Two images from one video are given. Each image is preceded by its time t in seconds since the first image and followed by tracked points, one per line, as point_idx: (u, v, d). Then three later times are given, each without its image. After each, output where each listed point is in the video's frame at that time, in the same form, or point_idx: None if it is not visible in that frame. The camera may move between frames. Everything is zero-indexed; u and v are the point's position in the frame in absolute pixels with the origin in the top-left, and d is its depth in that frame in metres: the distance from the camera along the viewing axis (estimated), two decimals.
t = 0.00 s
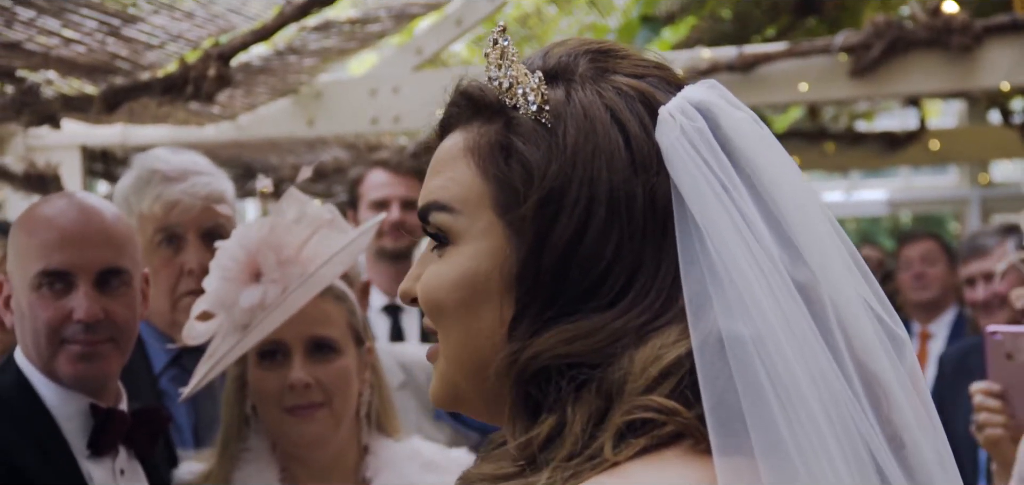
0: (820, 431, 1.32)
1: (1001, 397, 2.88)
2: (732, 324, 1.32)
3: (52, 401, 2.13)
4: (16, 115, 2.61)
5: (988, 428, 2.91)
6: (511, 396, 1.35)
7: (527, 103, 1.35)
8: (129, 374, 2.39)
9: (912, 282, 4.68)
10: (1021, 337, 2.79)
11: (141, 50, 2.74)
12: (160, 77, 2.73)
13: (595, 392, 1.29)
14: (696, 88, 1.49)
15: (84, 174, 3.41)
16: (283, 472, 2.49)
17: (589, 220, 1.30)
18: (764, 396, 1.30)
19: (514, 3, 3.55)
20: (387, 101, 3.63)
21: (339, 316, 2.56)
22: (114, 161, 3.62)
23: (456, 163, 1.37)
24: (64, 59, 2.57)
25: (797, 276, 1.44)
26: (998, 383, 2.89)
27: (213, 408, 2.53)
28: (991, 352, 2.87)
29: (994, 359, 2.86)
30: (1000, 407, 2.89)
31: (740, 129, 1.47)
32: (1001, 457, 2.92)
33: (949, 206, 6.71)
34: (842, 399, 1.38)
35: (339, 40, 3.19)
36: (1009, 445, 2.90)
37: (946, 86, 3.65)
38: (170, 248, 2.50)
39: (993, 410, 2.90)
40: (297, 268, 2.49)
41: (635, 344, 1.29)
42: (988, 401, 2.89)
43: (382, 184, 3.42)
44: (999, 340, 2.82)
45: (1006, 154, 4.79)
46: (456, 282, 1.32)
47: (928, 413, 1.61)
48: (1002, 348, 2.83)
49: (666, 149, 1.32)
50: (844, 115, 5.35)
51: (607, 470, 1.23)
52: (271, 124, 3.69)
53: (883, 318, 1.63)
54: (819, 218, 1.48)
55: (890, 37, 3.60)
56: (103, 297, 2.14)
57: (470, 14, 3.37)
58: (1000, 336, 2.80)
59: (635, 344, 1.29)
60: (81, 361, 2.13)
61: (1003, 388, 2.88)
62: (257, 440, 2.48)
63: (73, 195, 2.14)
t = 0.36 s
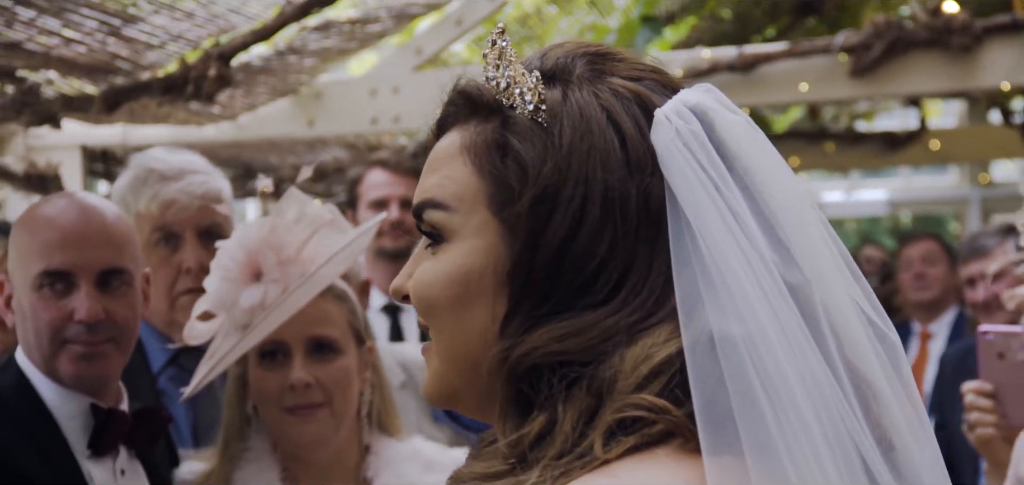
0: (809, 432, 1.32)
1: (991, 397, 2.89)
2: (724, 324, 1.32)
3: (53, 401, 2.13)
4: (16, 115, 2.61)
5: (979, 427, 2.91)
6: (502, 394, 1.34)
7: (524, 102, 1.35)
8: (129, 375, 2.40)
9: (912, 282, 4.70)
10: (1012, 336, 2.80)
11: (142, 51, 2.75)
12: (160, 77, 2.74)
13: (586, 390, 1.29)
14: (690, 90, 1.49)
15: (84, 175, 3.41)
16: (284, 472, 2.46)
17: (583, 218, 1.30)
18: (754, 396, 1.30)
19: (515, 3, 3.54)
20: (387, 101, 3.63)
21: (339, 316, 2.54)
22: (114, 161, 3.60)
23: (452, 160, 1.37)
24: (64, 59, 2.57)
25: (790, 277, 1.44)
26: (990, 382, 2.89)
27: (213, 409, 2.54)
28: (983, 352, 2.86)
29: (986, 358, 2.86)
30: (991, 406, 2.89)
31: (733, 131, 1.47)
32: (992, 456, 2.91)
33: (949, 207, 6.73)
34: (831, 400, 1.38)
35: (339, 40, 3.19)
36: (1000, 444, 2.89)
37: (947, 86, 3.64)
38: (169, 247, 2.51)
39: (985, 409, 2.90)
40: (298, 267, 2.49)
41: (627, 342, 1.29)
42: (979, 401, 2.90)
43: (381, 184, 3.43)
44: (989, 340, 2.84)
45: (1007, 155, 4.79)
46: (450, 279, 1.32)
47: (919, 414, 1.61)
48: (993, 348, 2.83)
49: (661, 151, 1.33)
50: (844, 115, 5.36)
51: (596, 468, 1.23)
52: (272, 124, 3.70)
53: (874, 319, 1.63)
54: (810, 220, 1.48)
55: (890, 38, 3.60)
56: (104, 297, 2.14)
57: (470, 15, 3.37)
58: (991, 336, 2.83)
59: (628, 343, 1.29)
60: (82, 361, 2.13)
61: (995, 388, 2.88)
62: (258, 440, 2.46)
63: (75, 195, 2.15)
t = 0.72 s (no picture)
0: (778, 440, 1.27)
1: (988, 396, 2.91)
2: (692, 328, 1.26)
3: (53, 401, 2.12)
4: (16, 114, 2.61)
5: (975, 426, 2.91)
6: (471, 398, 1.27)
7: (493, 105, 1.31)
8: (129, 375, 2.40)
9: (912, 281, 4.68)
10: (1008, 336, 2.81)
11: (142, 49, 2.75)
12: (161, 76, 2.77)
13: (555, 395, 1.23)
14: (659, 92, 1.44)
15: (84, 174, 3.42)
16: (284, 471, 2.43)
17: (551, 220, 1.24)
18: (722, 402, 1.25)
19: (514, 2, 3.59)
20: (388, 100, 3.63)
21: (338, 315, 2.51)
22: (115, 161, 3.63)
23: (420, 162, 1.31)
24: (64, 58, 2.58)
25: (757, 281, 1.39)
26: (986, 381, 2.91)
27: (213, 407, 2.57)
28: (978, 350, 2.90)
29: (981, 357, 2.90)
30: (988, 405, 2.90)
31: (702, 132, 1.42)
32: (989, 455, 2.91)
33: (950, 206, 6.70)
34: (800, 407, 1.33)
35: (340, 38, 3.16)
36: (995, 444, 2.89)
37: (949, 84, 3.63)
38: (170, 247, 2.54)
39: (981, 409, 2.90)
40: (297, 266, 2.43)
41: (596, 346, 1.23)
42: (975, 400, 2.91)
43: (378, 182, 3.39)
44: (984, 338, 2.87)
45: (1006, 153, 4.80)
46: (417, 281, 1.26)
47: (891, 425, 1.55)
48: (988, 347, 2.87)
49: (632, 159, 1.27)
50: (845, 114, 5.36)
51: (563, 473, 1.16)
52: (272, 124, 3.68)
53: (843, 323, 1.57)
54: (779, 223, 1.44)
55: (890, 37, 3.61)
56: (107, 296, 2.13)
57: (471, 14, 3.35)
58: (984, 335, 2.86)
59: (597, 347, 1.23)
60: (85, 359, 2.11)
61: (990, 388, 2.89)
62: (258, 438, 2.45)
63: (77, 194, 2.14)
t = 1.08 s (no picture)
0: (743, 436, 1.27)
1: (984, 396, 2.91)
2: (659, 325, 1.27)
3: (52, 399, 2.11)
4: (15, 113, 2.61)
5: (972, 426, 2.90)
6: (438, 397, 1.30)
7: (461, 102, 1.31)
8: (129, 374, 2.41)
9: (912, 280, 4.66)
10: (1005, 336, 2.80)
11: (141, 48, 2.75)
12: (161, 74, 2.77)
13: (521, 393, 1.24)
14: (629, 92, 1.44)
15: (83, 172, 3.42)
16: (282, 469, 2.42)
17: (517, 219, 1.25)
18: (688, 398, 1.25)
19: None
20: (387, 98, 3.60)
21: (337, 312, 2.45)
22: (114, 159, 3.63)
23: (389, 160, 1.32)
24: (64, 56, 2.58)
25: (724, 280, 1.40)
26: (982, 382, 2.90)
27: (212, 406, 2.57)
28: (975, 350, 2.91)
29: (977, 357, 2.91)
30: (984, 406, 2.90)
31: (671, 134, 1.43)
32: (985, 455, 2.90)
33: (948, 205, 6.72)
34: (766, 405, 1.33)
35: (339, 37, 3.16)
36: (992, 444, 2.87)
37: (949, 83, 3.63)
38: (171, 245, 2.56)
39: (978, 409, 2.91)
40: (295, 265, 2.42)
41: (562, 344, 1.24)
42: (971, 400, 2.91)
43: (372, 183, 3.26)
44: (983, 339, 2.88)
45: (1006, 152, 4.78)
46: (385, 279, 1.27)
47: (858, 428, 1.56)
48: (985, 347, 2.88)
49: (596, 149, 1.29)
50: (844, 113, 5.36)
51: (527, 471, 1.18)
52: (272, 122, 3.70)
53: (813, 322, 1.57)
54: (748, 223, 1.44)
55: (889, 35, 3.61)
56: (107, 296, 2.12)
57: (471, 13, 3.31)
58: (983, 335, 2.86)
59: (562, 345, 1.24)
60: (85, 358, 2.11)
61: (987, 388, 2.89)
62: (256, 437, 2.45)
63: (77, 192, 2.13)
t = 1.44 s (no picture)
0: (732, 428, 1.29)
1: (983, 393, 2.90)
2: (646, 322, 1.29)
3: (49, 398, 2.10)
4: (15, 111, 2.61)
5: (970, 423, 2.89)
6: (428, 394, 1.32)
7: (447, 101, 1.33)
8: (128, 373, 2.41)
9: (912, 278, 4.66)
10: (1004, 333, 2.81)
11: (141, 46, 2.75)
12: (161, 72, 2.77)
13: (510, 389, 1.27)
14: (617, 88, 1.46)
15: (83, 170, 3.41)
16: (280, 468, 2.43)
17: (504, 216, 1.27)
18: (676, 391, 1.27)
19: None
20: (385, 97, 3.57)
21: (336, 311, 2.44)
22: (114, 157, 3.63)
23: (377, 161, 1.34)
24: (64, 54, 2.58)
25: (712, 273, 1.43)
26: (980, 379, 2.90)
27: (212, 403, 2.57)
28: (974, 348, 2.91)
29: (976, 354, 2.91)
30: (983, 403, 2.89)
31: (660, 131, 1.45)
32: (984, 452, 2.88)
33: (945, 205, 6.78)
34: (755, 396, 1.35)
35: (339, 35, 3.16)
36: (990, 441, 2.86)
37: (949, 82, 3.63)
38: (170, 244, 2.55)
39: (976, 406, 2.90)
40: (293, 263, 2.42)
41: (549, 341, 1.27)
42: (970, 397, 2.90)
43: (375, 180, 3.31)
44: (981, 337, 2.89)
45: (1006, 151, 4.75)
46: (374, 279, 1.30)
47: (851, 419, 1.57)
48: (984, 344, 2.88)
49: (583, 148, 1.30)
50: (844, 111, 5.36)
51: (517, 469, 1.20)
52: (272, 120, 3.70)
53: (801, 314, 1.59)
54: (737, 218, 1.47)
55: (890, 33, 3.61)
56: (104, 295, 2.12)
57: (472, 11, 3.31)
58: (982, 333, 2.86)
59: (549, 341, 1.27)
60: (81, 358, 2.10)
61: (985, 384, 2.89)
62: (255, 435, 2.45)
63: (74, 191, 2.12)
